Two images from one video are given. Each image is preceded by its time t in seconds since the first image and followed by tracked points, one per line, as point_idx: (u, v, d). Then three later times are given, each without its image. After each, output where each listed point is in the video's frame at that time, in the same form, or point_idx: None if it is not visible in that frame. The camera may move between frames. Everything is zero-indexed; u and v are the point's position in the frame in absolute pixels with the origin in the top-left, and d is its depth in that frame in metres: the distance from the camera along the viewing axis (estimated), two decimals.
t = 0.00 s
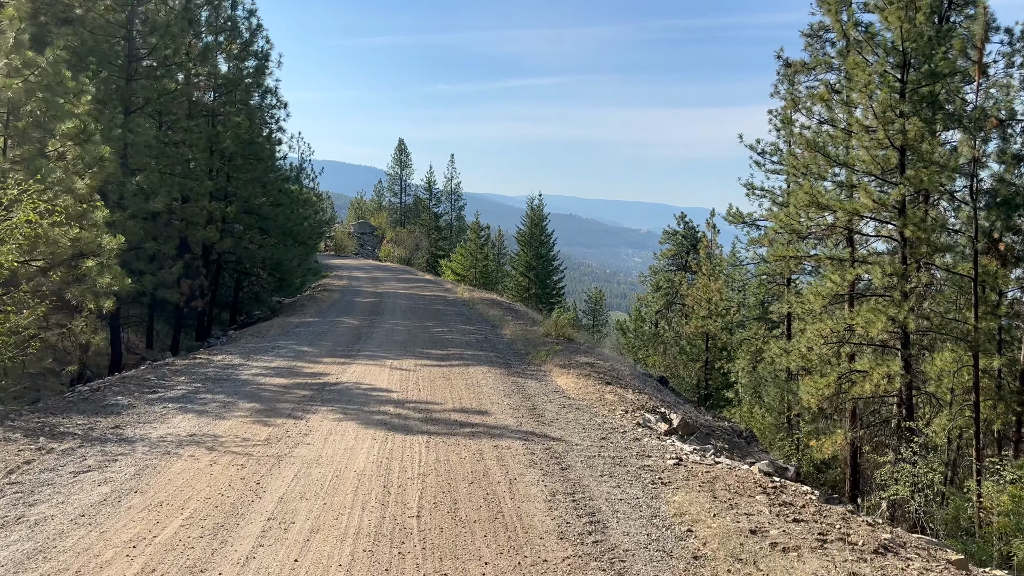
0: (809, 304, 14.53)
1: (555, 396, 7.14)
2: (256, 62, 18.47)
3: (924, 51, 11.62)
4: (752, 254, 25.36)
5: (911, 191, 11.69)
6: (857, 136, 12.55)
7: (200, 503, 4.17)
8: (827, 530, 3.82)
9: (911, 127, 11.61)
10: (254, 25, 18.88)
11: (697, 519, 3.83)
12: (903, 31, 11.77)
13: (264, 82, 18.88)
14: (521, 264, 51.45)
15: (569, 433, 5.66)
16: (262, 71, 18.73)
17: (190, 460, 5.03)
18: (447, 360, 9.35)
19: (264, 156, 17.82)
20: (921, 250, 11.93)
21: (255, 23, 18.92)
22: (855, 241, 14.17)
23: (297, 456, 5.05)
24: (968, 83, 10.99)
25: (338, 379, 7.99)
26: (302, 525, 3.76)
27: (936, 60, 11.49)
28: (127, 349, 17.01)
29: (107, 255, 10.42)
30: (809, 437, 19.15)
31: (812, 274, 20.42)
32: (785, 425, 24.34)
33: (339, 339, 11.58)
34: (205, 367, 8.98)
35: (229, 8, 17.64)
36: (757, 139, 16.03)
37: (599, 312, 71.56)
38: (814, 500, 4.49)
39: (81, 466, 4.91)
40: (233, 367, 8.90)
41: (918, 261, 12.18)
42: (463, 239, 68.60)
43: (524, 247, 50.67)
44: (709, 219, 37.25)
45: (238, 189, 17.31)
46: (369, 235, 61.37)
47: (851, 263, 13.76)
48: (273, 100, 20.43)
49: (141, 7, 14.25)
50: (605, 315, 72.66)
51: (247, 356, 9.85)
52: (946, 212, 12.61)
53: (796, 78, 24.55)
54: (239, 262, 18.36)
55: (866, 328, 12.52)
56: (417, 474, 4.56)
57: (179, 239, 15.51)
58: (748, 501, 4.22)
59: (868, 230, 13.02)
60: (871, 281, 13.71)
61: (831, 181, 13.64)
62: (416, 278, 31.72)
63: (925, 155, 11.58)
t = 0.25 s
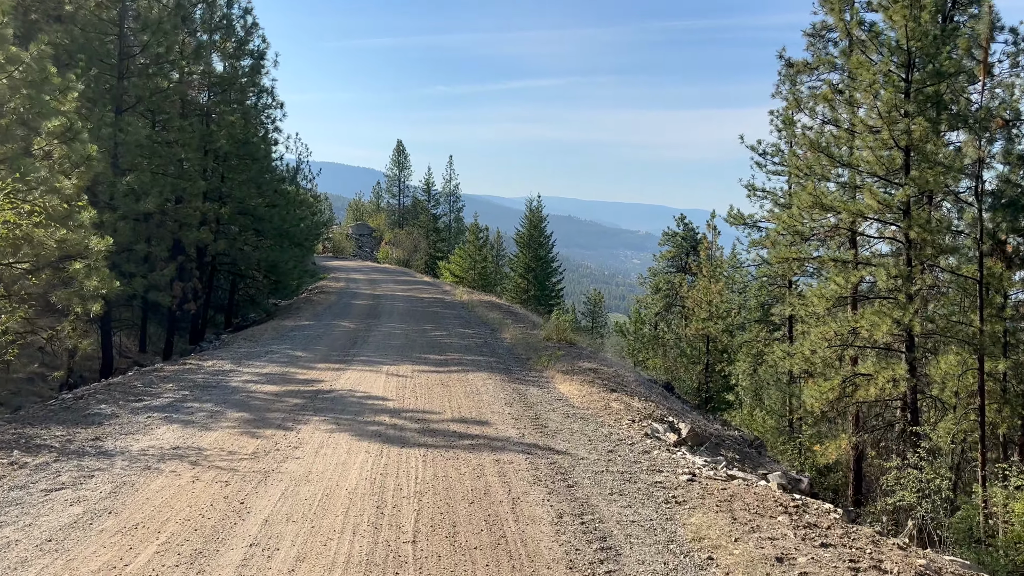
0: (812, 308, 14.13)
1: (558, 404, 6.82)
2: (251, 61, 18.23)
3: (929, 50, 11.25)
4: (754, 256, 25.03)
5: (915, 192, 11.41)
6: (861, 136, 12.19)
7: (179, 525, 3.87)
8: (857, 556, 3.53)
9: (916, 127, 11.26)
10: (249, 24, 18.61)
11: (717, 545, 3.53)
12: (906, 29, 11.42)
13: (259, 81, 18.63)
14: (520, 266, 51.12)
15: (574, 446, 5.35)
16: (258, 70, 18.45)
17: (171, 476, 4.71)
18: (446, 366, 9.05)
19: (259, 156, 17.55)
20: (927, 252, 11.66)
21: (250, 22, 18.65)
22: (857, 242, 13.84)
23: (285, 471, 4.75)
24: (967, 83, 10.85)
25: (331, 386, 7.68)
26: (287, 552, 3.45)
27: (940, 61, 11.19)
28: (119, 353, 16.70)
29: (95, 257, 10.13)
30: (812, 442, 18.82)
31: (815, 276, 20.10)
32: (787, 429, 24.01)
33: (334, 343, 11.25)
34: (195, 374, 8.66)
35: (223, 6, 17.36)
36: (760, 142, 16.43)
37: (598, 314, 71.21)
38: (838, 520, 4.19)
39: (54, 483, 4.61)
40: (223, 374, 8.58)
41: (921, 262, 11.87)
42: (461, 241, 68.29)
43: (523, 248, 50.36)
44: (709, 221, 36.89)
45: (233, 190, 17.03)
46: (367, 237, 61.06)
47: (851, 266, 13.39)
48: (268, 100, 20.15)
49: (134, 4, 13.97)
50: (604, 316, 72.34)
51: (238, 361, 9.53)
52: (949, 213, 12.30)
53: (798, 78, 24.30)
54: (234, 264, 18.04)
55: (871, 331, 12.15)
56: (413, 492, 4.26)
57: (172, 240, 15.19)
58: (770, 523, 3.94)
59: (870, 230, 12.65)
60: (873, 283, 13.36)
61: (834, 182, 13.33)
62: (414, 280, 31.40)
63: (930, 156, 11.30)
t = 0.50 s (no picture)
0: (816, 311, 13.71)
1: (564, 412, 6.52)
2: (248, 60, 17.97)
3: (936, 48, 11.03)
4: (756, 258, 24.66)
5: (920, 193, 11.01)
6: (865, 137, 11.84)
7: (157, 549, 3.55)
8: None
9: (922, 127, 10.91)
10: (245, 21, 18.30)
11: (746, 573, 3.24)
12: (910, 27, 11.09)
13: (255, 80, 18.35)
14: (519, 267, 50.81)
15: (583, 458, 5.05)
16: (254, 69, 18.14)
17: (152, 494, 4.39)
18: (445, 371, 8.73)
19: (255, 156, 17.27)
20: (932, 253, 11.42)
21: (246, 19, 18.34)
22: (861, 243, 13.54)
23: (275, 488, 4.44)
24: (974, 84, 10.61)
25: (327, 393, 7.36)
26: None
27: (947, 58, 10.99)
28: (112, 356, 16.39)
29: (84, 258, 9.81)
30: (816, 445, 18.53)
31: (819, 278, 19.79)
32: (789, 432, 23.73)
33: (330, 347, 10.94)
34: (185, 380, 8.34)
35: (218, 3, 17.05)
36: (758, 142, 15.52)
37: (598, 316, 70.90)
38: (871, 543, 3.90)
39: (28, 501, 4.29)
40: (214, 380, 8.27)
41: (925, 262, 11.61)
42: (460, 242, 68.00)
43: (522, 250, 50.05)
44: (710, 222, 36.54)
45: (228, 191, 16.76)
46: (365, 238, 60.75)
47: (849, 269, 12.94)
48: (264, 99, 19.84)
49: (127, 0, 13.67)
50: (604, 318, 72.08)
51: (231, 367, 9.20)
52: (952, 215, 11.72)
53: (801, 78, 24.03)
54: (229, 265, 17.74)
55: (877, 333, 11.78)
56: (411, 511, 3.96)
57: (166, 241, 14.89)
58: (799, 547, 3.67)
59: (873, 231, 12.43)
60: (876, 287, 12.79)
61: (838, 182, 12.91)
62: (413, 281, 31.13)
63: (935, 157, 10.95)
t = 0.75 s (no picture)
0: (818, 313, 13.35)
1: (568, 422, 6.21)
2: (243, 59, 17.67)
3: (940, 47, 10.59)
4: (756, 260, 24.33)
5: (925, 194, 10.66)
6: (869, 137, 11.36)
7: None
8: None
9: (927, 128, 10.53)
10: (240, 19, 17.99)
11: None
12: (914, 25, 10.68)
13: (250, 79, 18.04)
14: (518, 269, 50.50)
15: (589, 474, 4.74)
16: (249, 67, 17.83)
17: (127, 514, 4.07)
18: (443, 378, 8.41)
19: (250, 156, 16.96)
20: (938, 254, 11.13)
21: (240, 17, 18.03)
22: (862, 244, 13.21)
23: (260, 508, 4.13)
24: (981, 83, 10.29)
25: (319, 401, 7.05)
26: None
27: (949, 58, 10.56)
28: (104, 360, 16.06)
29: (70, 260, 9.49)
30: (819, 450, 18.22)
31: (823, 280, 19.48)
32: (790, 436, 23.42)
33: (325, 352, 10.62)
34: (173, 387, 8.02)
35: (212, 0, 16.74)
36: (758, 144, 14.84)
37: (597, 318, 70.59)
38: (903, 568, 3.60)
39: None
40: (203, 388, 7.94)
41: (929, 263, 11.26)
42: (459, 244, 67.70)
43: (521, 252, 49.76)
44: (710, 223, 36.21)
45: (222, 191, 16.48)
46: (364, 240, 60.47)
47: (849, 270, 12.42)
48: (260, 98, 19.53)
49: None
50: (603, 320, 71.74)
51: (221, 373, 8.89)
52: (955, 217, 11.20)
53: (803, 78, 23.77)
54: (223, 267, 17.41)
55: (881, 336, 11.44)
56: (406, 535, 3.65)
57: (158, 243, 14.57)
58: (828, 575, 3.37)
59: (875, 233, 12.12)
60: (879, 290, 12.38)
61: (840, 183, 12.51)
62: (411, 283, 30.79)
63: (940, 157, 10.66)
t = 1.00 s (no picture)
0: (823, 315, 13.00)
1: (571, 431, 5.92)
2: (238, 57, 17.39)
3: (946, 44, 10.25)
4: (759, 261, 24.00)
5: (929, 195, 10.39)
6: (872, 136, 11.04)
7: None
8: None
9: (931, 126, 10.19)
10: (234, 16, 17.69)
11: None
12: (918, 23, 10.36)
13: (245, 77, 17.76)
14: (517, 270, 50.20)
15: (595, 490, 4.45)
16: (245, 65, 17.53)
17: (97, 537, 3.75)
18: (441, 384, 8.08)
19: (245, 155, 16.67)
20: (939, 256, 10.75)
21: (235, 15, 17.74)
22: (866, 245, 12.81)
23: (241, 530, 3.82)
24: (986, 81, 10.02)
25: (310, 409, 6.74)
26: None
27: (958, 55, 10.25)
28: (95, 363, 15.74)
29: (55, 261, 9.17)
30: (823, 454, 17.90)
31: (826, 281, 19.15)
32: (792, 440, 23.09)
33: (318, 356, 10.29)
34: (158, 394, 7.70)
35: None
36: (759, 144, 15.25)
37: (596, 320, 70.29)
38: None
39: None
40: (190, 395, 7.63)
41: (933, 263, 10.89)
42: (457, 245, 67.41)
43: (520, 253, 49.47)
44: (710, 224, 35.89)
45: (215, 191, 16.19)
46: (362, 241, 60.22)
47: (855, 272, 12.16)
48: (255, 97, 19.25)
49: None
50: (602, 322, 71.47)
51: (210, 379, 8.58)
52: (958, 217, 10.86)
53: (805, 78, 23.53)
54: (217, 268, 17.08)
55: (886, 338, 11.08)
56: (399, 561, 3.36)
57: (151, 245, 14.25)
58: None
59: (878, 233, 11.82)
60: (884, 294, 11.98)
61: (844, 183, 12.20)
62: (409, 285, 30.61)
63: (945, 157, 10.30)
